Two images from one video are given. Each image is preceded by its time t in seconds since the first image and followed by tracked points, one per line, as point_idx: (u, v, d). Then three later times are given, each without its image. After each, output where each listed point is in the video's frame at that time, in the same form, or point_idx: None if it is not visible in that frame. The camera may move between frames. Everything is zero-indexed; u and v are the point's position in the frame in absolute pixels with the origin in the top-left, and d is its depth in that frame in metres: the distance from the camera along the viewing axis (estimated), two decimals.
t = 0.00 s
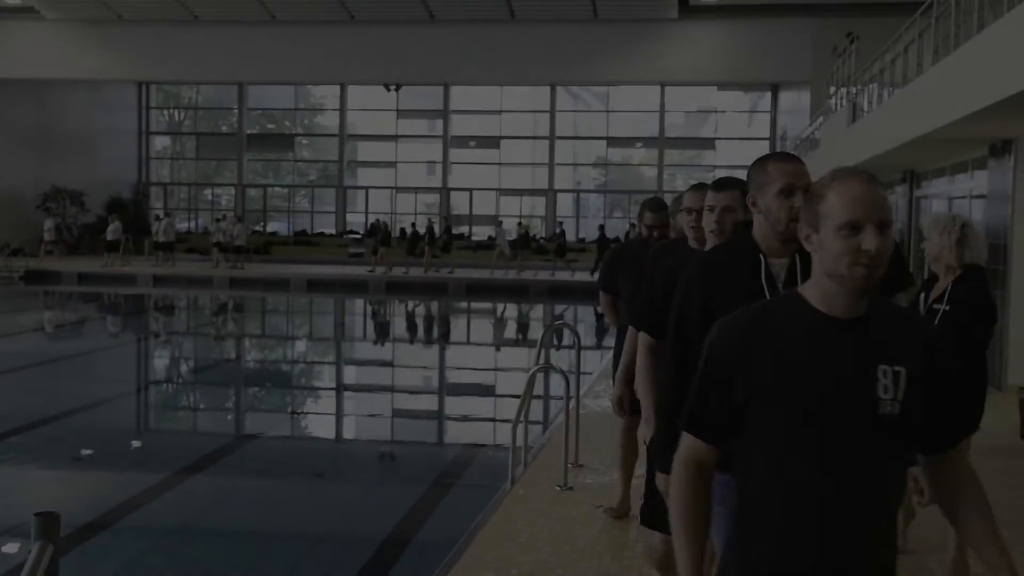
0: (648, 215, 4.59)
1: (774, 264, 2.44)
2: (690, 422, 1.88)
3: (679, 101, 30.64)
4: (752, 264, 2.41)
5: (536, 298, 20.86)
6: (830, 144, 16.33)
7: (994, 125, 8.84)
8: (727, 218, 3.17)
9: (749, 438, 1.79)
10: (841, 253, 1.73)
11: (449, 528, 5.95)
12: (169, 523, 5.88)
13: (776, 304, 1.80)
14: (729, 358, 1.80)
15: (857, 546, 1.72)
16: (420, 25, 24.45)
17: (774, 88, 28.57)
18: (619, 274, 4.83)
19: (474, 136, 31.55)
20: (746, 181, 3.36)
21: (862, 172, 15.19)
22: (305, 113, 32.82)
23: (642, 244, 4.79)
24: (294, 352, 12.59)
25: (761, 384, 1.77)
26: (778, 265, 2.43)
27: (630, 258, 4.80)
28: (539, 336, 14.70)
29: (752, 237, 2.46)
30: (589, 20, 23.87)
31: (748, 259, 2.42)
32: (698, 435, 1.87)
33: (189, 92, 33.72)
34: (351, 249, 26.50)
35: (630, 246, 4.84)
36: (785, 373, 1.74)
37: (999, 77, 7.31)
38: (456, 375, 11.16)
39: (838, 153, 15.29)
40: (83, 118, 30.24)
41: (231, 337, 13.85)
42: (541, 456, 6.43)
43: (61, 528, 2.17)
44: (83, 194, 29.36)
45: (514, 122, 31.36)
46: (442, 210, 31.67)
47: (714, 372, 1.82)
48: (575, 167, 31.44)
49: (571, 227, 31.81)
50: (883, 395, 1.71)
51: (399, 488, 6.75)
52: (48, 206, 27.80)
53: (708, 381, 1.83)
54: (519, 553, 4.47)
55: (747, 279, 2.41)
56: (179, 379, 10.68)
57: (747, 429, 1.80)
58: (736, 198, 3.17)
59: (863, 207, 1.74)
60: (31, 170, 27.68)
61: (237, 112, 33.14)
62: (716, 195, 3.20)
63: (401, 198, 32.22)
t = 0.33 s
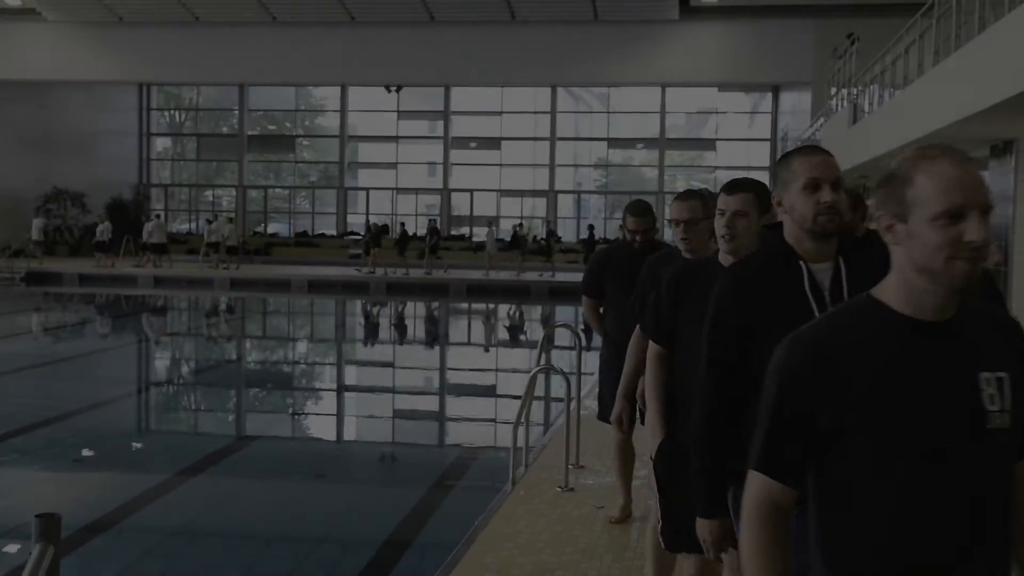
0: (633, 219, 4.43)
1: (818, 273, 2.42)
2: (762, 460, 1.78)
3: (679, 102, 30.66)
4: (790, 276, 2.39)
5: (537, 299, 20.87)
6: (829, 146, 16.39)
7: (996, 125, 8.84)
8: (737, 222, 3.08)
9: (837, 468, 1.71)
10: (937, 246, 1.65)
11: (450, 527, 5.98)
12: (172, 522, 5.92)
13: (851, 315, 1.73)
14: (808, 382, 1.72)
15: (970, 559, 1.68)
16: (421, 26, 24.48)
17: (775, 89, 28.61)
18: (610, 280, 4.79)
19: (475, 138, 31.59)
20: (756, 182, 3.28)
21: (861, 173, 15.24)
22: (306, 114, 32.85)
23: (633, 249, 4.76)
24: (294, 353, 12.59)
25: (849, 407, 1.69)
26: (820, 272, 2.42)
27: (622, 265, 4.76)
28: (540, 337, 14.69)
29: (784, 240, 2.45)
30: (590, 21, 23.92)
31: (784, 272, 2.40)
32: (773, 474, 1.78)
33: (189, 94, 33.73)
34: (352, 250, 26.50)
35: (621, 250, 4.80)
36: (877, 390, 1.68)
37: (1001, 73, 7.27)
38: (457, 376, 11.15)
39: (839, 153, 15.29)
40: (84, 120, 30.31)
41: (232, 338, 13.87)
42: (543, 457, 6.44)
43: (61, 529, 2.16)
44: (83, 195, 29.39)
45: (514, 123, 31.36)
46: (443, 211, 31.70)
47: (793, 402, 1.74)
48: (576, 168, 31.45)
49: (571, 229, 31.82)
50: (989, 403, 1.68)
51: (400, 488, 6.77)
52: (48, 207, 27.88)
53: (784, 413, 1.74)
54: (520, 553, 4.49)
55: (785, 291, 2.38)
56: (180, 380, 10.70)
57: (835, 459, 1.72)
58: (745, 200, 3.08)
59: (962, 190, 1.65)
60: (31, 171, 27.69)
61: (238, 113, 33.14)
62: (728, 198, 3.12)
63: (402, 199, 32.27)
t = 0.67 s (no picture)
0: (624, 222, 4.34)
1: (887, 282, 2.11)
2: (860, 494, 1.47)
3: (672, 100, 30.67)
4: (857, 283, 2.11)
5: (529, 296, 20.86)
6: (822, 143, 16.43)
7: (990, 125, 8.84)
8: (732, 216, 2.99)
9: (949, 534, 1.36)
10: None
11: (441, 524, 5.98)
12: (164, 519, 5.91)
13: (980, 330, 1.33)
14: (915, 428, 1.37)
15: None
16: (414, 23, 24.45)
17: (768, 88, 28.63)
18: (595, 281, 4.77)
19: (467, 135, 31.55)
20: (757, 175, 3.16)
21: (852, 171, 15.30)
22: (298, 111, 32.76)
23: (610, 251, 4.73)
24: (286, 350, 12.58)
25: (968, 448, 1.33)
26: (890, 281, 2.11)
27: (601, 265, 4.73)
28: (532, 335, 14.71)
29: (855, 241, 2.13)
30: (583, 19, 23.92)
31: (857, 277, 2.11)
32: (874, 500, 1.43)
33: (181, 90, 33.61)
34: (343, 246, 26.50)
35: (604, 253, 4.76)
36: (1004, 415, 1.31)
37: (995, 71, 7.25)
38: (450, 374, 11.16)
39: (832, 152, 15.29)
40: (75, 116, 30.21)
41: (223, 335, 13.84)
42: (535, 454, 6.43)
43: (49, 527, 2.15)
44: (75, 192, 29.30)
45: (507, 120, 31.31)
46: (435, 209, 31.69)
47: (898, 445, 1.39)
48: (569, 165, 31.43)
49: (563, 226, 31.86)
50: None
51: (391, 486, 6.77)
52: (40, 204, 27.83)
53: (889, 440, 1.40)
54: (512, 550, 4.48)
55: (847, 297, 2.11)
56: (170, 377, 10.67)
57: (947, 505, 1.37)
58: (739, 194, 2.99)
59: None
60: (22, 167, 27.59)
61: (230, 109, 32.97)
62: (722, 195, 3.02)
63: (395, 196, 32.26)
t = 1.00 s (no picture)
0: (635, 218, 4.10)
1: (981, 276, 1.78)
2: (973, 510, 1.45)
3: (665, 98, 30.69)
4: (947, 285, 1.78)
5: (522, 294, 20.84)
6: (816, 140, 16.41)
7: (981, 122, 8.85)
8: (781, 230, 2.69)
9: None
10: None
11: (434, 523, 5.95)
12: (155, 518, 5.89)
13: None
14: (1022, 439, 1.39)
15: None
16: (407, 21, 24.51)
17: (761, 86, 28.70)
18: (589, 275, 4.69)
19: (461, 133, 31.55)
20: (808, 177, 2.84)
21: (846, 169, 15.32)
22: (291, 109, 32.69)
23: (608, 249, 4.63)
24: (280, 349, 12.55)
25: None
26: (987, 275, 1.77)
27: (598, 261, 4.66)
28: (526, 333, 14.71)
29: (942, 228, 1.83)
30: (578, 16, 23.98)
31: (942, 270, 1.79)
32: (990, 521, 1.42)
33: (174, 87, 33.52)
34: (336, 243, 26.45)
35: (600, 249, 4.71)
36: None
37: (989, 68, 7.25)
38: (444, 372, 11.16)
39: (826, 149, 15.30)
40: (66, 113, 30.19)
41: (217, 333, 13.80)
42: (528, 451, 6.44)
43: (43, 524, 2.17)
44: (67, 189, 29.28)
45: (501, 119, 31.33)
46: (429, 206, 31.69)
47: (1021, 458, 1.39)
48: (562, 163, 31.44)
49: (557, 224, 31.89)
50: None
51: (385, 484, 6.75)
52: (32, 201, 27.83)
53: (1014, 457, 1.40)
54: (504, 548, 4.47)
55: (945, 299, 1.78)
56: (163, 375, 10.65)
57: None
58: (791, 206, 2.70)
59: None
60: (14, 164, 27.53)
61: (224, 107, 32.95)
62: (765, 207, 2.73)
63: (388, 194, 32.25)
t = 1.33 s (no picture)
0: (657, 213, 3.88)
1: None
2: None
3: (658, 96, 30.67)
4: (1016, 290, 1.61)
5: (516, 293, 20.84)
6: (809, 138, 16.38)
7: (977, 120, 8.83)
8: (844, 218, 2.47)
9: None
10: None
11: (427, 523, 5.94)
12: (147, 518, 5.87)
13: None
14: None
15: None
16: (399, 20, 24.52)
17: (754, 85, 28.75)
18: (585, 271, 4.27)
19: (453, 132, 31.54)
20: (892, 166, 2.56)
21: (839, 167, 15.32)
22: (283, 108, 32.58)
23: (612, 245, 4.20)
24: (273, 348, 12.51)
25: None
26: None
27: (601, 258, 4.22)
28: (520, 332, 14.70)
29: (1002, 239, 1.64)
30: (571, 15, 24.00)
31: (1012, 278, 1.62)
32: None
33: (166, 86, 33.41)
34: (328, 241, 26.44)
35: (597, 246, 4.26)
36: None
37: (984, 66, 7.18)
38: (437, 371, 11.13)
39: (819, 147, 15.32)
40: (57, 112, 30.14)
41: (209, 333, 13.75)
42: (521, 451, 6.44)
43: (33, 523, 2.15)
44: (58, 188, 29.21)
45: (494, 118, 31.32)
46: (422, 205, 31.67)
47: None
48: (555, 162, 31.47)
49: (550, 222, 31.91)
50: None
51: (378, 483, 6.74)
52: (23, 199, 27.78)
53: None
54: (498, 547, 4.47)
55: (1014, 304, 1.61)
56: (156, 375, 10.61)
57: None
58: (863, 189, 2.45)
59: None
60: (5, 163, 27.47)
61: (216, 106, 32.79)
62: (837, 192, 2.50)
63: (381, 192, 32.24)
